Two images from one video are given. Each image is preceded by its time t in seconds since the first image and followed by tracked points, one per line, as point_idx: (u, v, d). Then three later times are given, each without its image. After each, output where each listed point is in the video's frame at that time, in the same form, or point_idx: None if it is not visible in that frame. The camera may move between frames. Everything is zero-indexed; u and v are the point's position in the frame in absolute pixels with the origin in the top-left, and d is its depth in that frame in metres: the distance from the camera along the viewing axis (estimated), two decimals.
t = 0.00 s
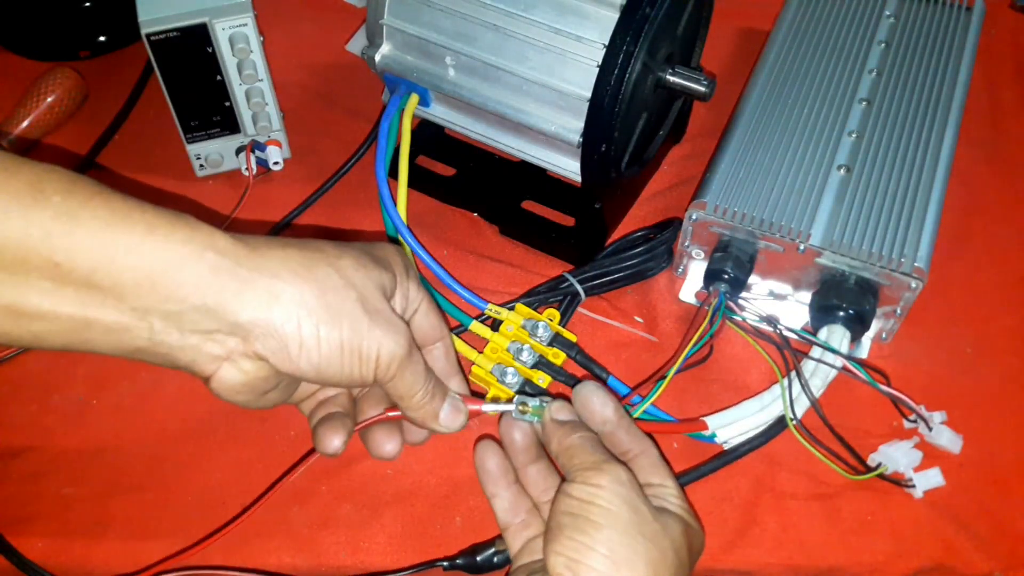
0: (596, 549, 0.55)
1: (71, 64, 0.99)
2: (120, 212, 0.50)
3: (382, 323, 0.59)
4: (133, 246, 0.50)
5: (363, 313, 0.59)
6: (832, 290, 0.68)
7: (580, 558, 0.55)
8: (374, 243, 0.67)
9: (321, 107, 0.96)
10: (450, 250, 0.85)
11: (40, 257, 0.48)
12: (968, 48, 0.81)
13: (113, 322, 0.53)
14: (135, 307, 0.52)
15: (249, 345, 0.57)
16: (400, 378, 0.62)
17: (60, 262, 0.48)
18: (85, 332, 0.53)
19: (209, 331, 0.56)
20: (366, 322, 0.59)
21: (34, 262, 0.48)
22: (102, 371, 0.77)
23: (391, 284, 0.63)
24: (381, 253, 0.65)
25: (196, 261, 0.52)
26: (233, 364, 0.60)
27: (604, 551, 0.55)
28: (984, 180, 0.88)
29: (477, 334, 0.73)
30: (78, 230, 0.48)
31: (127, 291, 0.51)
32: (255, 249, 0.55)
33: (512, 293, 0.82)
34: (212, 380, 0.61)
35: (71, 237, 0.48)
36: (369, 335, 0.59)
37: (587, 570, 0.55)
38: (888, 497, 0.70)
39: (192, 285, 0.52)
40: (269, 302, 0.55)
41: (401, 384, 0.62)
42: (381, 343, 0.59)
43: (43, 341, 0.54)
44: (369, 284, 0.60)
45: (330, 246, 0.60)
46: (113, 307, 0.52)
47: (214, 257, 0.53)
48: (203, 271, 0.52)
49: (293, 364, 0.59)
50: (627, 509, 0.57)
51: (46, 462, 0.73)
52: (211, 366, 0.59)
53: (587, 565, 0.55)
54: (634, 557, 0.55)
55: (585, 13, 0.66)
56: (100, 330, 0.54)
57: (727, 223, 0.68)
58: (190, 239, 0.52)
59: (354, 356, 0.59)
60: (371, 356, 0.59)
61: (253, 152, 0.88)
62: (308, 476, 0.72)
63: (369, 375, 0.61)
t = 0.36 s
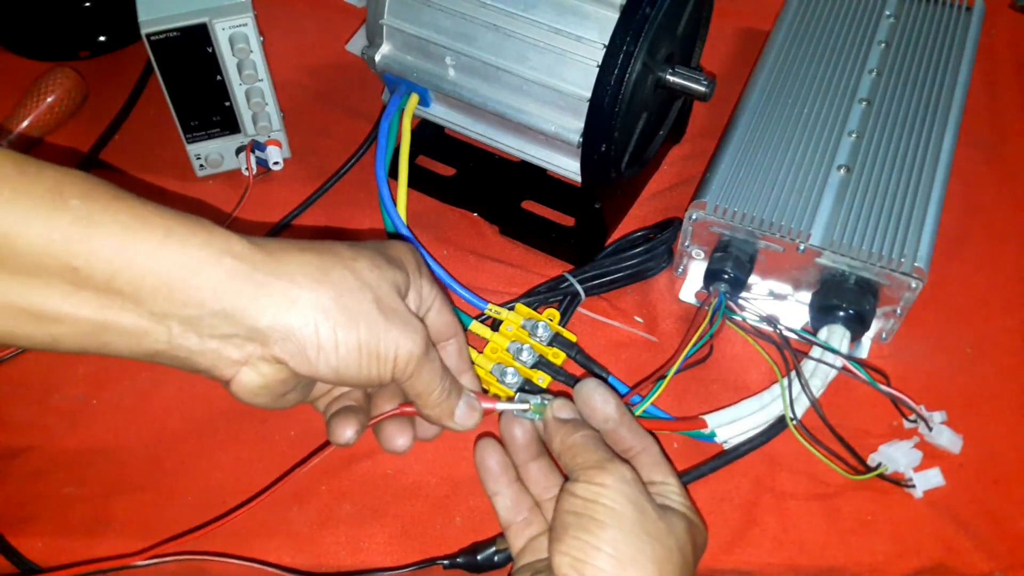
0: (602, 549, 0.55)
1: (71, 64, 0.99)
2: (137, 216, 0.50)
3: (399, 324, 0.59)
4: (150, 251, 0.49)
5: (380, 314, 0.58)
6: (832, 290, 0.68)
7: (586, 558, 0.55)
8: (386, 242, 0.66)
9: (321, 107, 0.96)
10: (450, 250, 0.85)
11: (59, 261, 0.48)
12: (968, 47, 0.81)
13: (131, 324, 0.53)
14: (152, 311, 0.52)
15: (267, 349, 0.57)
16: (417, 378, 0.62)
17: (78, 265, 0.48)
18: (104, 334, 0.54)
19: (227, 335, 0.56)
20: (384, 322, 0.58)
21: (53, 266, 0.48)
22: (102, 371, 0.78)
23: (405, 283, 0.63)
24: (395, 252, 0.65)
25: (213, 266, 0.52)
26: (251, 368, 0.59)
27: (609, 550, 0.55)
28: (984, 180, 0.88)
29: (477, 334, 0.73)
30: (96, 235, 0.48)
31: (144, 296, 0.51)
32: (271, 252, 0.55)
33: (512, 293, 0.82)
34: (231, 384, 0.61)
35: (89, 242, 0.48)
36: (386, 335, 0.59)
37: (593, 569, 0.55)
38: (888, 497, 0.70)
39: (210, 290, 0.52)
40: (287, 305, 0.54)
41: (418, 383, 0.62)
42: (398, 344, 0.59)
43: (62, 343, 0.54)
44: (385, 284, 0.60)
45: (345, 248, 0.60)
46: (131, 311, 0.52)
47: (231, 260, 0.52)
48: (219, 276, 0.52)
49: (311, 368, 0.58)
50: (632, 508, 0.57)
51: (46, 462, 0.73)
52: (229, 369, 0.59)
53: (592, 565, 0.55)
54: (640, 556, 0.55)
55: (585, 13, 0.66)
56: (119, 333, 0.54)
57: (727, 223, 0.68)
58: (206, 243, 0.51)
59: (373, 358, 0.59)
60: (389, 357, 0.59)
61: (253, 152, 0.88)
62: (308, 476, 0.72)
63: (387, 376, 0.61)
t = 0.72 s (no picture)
0: (600, 551, 0.55)
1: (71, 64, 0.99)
2: (144, 212, 0.50)
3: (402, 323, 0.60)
4: (156, 245, 0.50)
5: (383, 312, 0.59)
6: (833, 290, 0.68)
7: (584, 560, 0.55)
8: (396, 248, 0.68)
9: (321, 107, 0.96)
10: (450, 250, 0.85)
11: (64, 260, 0.48)
12: (968, 48, 0.81)
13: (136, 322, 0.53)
14: (156, 309, 0.52)
15: (269, 344, 0.57)
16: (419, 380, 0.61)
17: (86, 264, 0.48)
18: (108, 331, 0.53)
19: (229, 331, 0.55)
20: (388, 321, 0.59)
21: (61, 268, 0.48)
22: (102, 371, 0.78)
23: (412, 287, 0.63)
24: (403, 257, 0.65)
25: (219, 260, 0.52)
26: (249, 363, 0.59)
27: (608, 552, 0.55)
28: (983, 180, 0.88)
29: (477, 334, 0.73)
30: (104, 231, 0.48)
31: (149, 292, 0.51)
32: (277, 249, 0.55)
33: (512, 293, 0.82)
34: (229, 378, 0.60)
35: (99, 240, 0.48)
36: (389, 334, 0.59)
37: (591, 571, 0.55)
38: (888, 497, 0.70)
39: (215, 284, 0.52)
40: (289, 299, 0.55)
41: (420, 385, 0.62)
42: (400, 344, 0.59)
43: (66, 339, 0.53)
44: (390, 283, 0.61)
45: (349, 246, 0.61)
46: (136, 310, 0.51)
47: (238, 255, 0.53)
48: (224, 270, 0.52)
49: (311, 362, 0.58)
50: (630, 510, 0.57)
51: (47, 462, 0.73)
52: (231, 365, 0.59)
53: (590, 567, 0.55)
54: (638, 558, 0.55)
55: (585, 13, 0.66)
56: (122, 330, 0.53)
57: (727, 223, 0.68)
58: (213, 239, 0.52)
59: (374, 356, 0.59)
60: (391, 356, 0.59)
61: (253, 152, 0.88)
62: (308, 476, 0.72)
63: (388, 374, 0.61)
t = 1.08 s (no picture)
0: (581, 547, 0.53)
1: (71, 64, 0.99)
2: (172, 204, 0.50)
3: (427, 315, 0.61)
4: (189, 233, 0.49)
5: (408, 303, 0.60)
6: (832, 290, 0.68)
7: (565, 559, 0.53)
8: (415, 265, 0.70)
9: (321, 107, 0.96)
10: (450, 250, 0.85)
11: (99, 250, 0.46)
12: (968, 48, 0.81)
13: (169, 315, 0.51)
14: (191, 298, 0.51)
15: (296, 330, 0.57)
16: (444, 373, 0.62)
17: (121, 257, 0.47)
18: (140, 326, 0.51)
19: (257, 317, 0.55)
20: (412, 311, 0.60)
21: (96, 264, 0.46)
22: (102, 370, 0.78)
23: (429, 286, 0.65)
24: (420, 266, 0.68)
25: (247, 248, 0.52)
26: (272, 351, 0.59)
27: (589, 546, 0.53)
28: (983, 181, 0.88)
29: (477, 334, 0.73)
30: (137, 224, 0.47)
31: (183, 278, 0.49)
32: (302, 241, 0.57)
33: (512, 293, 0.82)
34: (249, 369, 0.60)
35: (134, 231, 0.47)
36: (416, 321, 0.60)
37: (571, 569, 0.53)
38: (887, 497, 0.70)
39: (245, 269, 0.52)
40: (317, 284, 0.56)
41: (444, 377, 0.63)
42: (426, 337, 0.60)
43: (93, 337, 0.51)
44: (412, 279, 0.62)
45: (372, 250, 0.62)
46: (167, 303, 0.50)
47: (267, 243, 0.53)
48: (256, 255, 0.53)
49: (337, 347, 0.59)
50: (613, 505, 0.55)
51: (47, 462, 0.73)
52: (255, 353, 0.58)
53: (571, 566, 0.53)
54: (621, 552, 0.53)
55: (585, 13, 0.66)
56: (155, 322, 0.51)
57: (727, 223, 0.68)
58: (243, 228, 0.52)
59: (399, 345, 0.60)
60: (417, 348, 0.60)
61: (253, 152, 0.88)
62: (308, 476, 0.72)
63: (412, 373, 0.62)
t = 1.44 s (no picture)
0: None
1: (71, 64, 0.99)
2: (208, 242, 0.53)
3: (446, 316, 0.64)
4: (225, 267, 0.53)
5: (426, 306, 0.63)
6: (832, 290, 0.68)
7: None
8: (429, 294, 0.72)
9: (321, 106, 0.96)
10: (450, 250, 0.85)
11: (146, 281, 0.49)
12: (968, 48, 0.81)
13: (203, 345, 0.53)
14: (226, 326, 0.54)
15: (326, 353, 0.59)
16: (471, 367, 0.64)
17: (163, 287, 0.50)
18: (172, 357, 0.53)
19: (288, 342, 0.57)
20: (432, 311, 0.62)
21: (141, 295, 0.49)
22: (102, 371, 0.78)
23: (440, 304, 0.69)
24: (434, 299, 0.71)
25: (275, 278, 0.56)
26: (303, 379, 0.59)
27: None
28: (983, 181, 0.88)
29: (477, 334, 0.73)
30: (178, 258, 0.51)
31: (219, 306, 0.53)
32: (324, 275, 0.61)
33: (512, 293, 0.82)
34: (278, 404, 0.60)
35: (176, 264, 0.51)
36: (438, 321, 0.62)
37: None
38: (887, 497, 0.70)
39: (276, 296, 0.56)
40: (340, 303, 0.59)
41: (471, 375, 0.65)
42: (450, 327, 0.62)
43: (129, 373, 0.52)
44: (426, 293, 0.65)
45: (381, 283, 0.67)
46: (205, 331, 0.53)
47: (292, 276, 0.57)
48: (285, 283, 0.57)
49: (366, 360, 0.60)
50: None
51: (47, 461, 0.73)
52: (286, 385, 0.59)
53: None
54: None
55: (585, 13, 0.66)
56: (190, 352, 0.53)
57: (727, 223, 0.68)
58: (271, 262, 0.57)
59: (430, 340, 0.61)
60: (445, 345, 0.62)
61: (253, 152, 0.88)
62: (308, 476, 0.72)
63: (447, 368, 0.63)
